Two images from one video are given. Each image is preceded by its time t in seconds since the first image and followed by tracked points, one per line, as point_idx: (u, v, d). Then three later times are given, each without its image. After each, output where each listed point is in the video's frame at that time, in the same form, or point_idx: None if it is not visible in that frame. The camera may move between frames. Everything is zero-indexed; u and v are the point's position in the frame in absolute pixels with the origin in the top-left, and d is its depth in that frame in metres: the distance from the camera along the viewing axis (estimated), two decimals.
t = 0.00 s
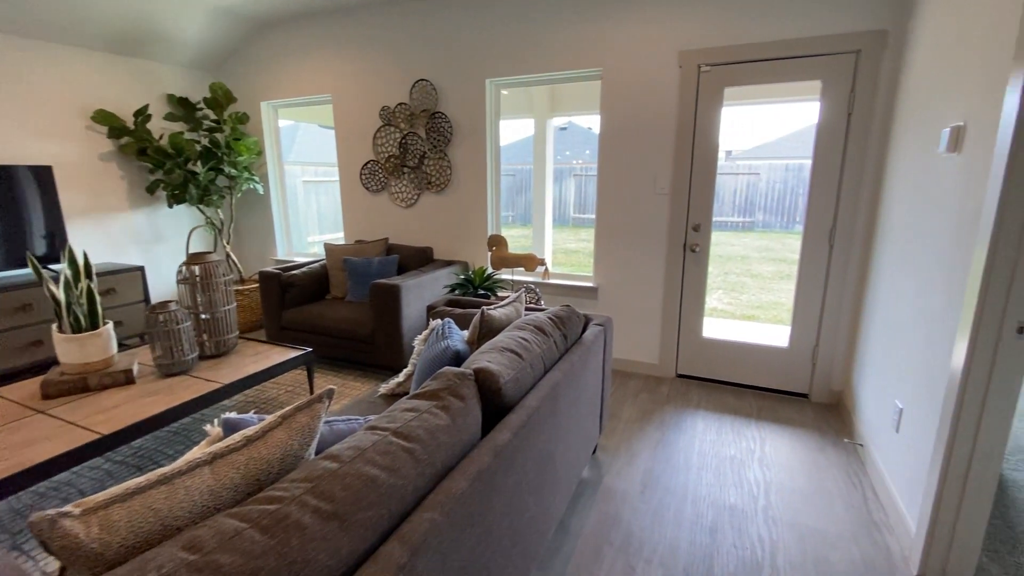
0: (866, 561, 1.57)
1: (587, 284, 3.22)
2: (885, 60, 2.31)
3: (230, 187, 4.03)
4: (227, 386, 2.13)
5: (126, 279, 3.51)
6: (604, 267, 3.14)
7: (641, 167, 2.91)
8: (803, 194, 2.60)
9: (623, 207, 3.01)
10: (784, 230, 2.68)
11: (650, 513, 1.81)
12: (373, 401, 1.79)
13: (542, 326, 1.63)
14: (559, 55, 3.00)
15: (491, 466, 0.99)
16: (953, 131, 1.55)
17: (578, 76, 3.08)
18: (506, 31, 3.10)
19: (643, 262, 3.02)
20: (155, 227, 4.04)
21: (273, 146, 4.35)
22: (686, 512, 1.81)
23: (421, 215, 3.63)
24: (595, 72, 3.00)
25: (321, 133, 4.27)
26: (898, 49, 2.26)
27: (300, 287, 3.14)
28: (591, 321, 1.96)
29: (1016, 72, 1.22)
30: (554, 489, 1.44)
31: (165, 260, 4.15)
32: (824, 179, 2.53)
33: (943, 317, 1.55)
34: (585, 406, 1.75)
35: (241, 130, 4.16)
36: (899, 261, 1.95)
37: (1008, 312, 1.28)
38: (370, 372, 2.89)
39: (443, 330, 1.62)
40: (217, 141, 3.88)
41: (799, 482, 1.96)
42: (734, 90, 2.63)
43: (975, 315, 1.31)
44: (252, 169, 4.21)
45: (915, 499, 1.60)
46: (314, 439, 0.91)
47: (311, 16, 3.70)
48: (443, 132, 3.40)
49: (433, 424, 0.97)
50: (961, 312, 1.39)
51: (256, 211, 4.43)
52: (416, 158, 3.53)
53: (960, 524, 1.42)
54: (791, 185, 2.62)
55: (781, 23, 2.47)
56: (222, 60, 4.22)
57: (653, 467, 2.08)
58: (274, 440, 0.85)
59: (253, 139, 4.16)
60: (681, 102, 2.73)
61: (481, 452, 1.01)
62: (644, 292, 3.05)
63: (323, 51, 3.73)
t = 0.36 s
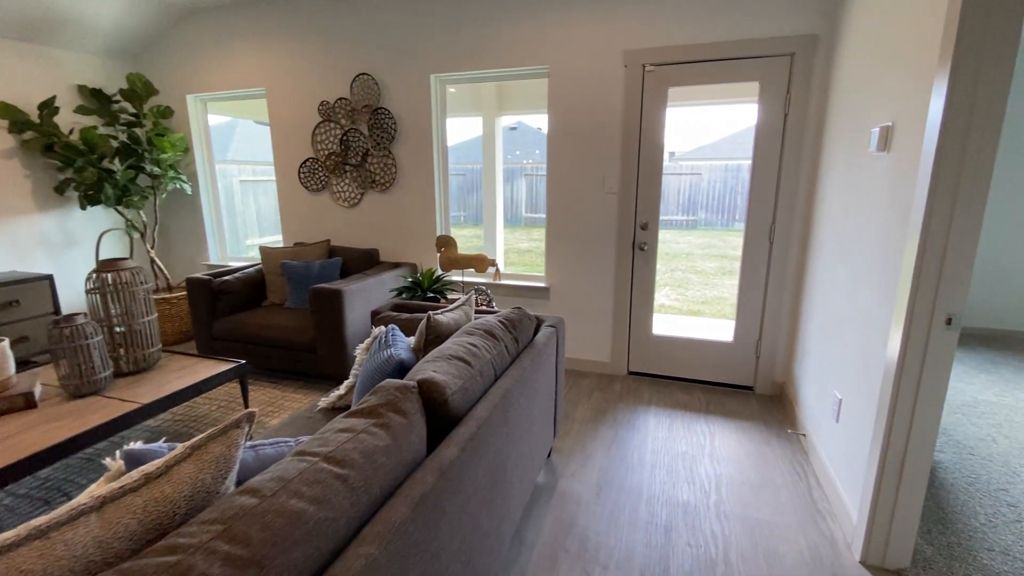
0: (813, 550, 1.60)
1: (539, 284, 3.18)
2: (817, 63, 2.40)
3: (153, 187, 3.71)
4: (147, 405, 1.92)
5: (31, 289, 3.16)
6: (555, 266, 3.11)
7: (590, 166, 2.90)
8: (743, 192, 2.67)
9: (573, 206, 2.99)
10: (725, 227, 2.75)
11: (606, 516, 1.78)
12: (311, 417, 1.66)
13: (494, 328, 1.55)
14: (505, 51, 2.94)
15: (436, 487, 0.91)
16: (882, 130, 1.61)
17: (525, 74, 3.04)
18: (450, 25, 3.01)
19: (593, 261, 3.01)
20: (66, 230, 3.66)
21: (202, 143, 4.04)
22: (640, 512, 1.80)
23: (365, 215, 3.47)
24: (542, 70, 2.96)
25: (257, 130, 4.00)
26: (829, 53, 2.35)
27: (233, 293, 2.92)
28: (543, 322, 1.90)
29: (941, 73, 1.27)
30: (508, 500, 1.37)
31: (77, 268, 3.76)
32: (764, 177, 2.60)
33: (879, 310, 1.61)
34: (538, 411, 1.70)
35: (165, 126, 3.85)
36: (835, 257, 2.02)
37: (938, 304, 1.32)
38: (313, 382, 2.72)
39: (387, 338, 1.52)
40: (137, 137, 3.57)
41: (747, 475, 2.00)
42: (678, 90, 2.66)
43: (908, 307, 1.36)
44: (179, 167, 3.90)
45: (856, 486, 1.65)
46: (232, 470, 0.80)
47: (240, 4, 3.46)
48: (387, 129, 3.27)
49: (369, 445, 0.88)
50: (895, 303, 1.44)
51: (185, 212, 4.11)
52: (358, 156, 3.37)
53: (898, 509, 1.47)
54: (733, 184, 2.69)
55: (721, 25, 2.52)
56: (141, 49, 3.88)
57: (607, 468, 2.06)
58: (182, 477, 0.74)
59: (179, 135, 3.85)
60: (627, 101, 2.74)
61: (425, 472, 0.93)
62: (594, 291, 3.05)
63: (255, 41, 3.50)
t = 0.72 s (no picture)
0: (770, 556, 1.58)
1: (490, 288, 3.07)
2: (760, 64, 2.42)
3: (58, 188, 3.33)
4: (40, 440, 1.67)
5: None
6: (506, 269, 3.00)
7: (539, 166, 2.82)
8: (691, 192, 2.67)
9: (523, 206, 2.89)
10: (672, 226, 2.74)
11: (563, 533, 1.69)
12: (233, 447, 1.47)
13: (440, 342, 1.42)
14: (449, 45, 2.80)
15: (365, 539, 0.78)
16: (828, 131, 1.61)
17: (470, 70, 2.92)
18: (389, 16, 2.85)
19: (546, 263, 2.93)
20: None
21: (116, 140, 3.67)
22: (597, 527, 1.72)
23: (303, 218, 3.25)
24: (487, 66, 2.86)
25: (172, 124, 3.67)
26: (771, 54, 2.37)
27: (153, 306, 2.64)
28: (494, 331, 1.79)
29: (886, 75, 1.25)
30: (456, 531, 1.25)
31: None
32: (712, 178, 2.61)
33: (828, 312, 1.60)
34: (490, 427, 1.58)
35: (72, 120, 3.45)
36: (783, 257, 2.03)
37: (887, 305, 1.31)
38: (246, 401, 2.50)
39: (319, 357, 1.36)
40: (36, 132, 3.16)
41: (703, 480, 1.97)
42: (627, 89, 2.62)
43: (858, 309, 1.34)
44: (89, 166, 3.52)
45: (809, 489, 1.64)
46: (100, 545, 0.64)
47: None
48: (325, 125, 3.06)
49: (281, 496, 0.74)
50: (844, 304, 1.43)
51: (99, 216, 3.73)
52: (294, 154, 3.15)
53: (851, 511, 1.46)
54: (680, 185, 2.68)
55: (666, 24, 2.50)
56: (40, 34, 3.47)
57: (563, 480, 1.97)
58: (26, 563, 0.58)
59: (88, 130, 3.48)
60: (576, 100, 2.68)
61: (352, 522, 0.79)
62: (547, 294, 2.97)
63: (173, 28, 3.20)
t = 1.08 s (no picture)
0: (735, 565, 1.54)
1: (445, 293, 2.94)
2: (714, 63, 2.41)
3: None
4: None
5: None
6: (461, 272, 2.88)
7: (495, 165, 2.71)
8: (646, 192, 2.64)
9: (479, 207, 2.78)
10: (627, 226, 2.69)
11: (525, 554, 1.60)
12: (148, 485, 1.29)
13: (386, 358, 1.29)
14: (397, 37, 2.66)
15: None
16: (784, 131, 1.59)
17: (420, 63, 2.78)
18: (331, 5, 2.66)
19: (503, 266, 2.83)
20: None
21: (21, 135, 3.29)
22: (561, 545, 1.64)
23: (241, 220, 3.01)
24: (438, 60, 2.73)
25: (79, 118, 3.31)
26: (724, 53, 2.37)
27: (65, 321, 2.37)
28: (448, 342, 1.67)
29: (843, 75, 1.22)
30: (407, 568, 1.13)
31: None
32: (668, 177, 2.58)
33: (787, 314, 1.58)
34: (446, 446, 1.46)
35: None
36: (740, 258, 2.01)
37: (847, 308, 1.29)
38: (177, 423, 2.28)
39: (246, 382, 1.20)
40: None
41: (667, 488, 1.92)
42: (581, 87, 2.56)
43: (819, 312, 1.31)
44: None
45: (772, 494, 1.62)
46: None
47: None
48: (262, 121, 2.84)
49: (179, 567, 0.61)
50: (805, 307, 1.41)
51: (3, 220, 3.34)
52: (228, 152, 2.91)
53: (815, 517, 1.44)
54: (635, 184, 2.65)
55: (620, 21, 2.45)
56: None
57: (524, 496, 1.88)
58: None
59: None
60: (530, 98, 2.59)
61: None
62: (504, 297, 2.87)
63: (85, 12, 2.88)
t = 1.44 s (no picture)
0: None
1: (402, 299, 2.77)
2: (676, 59, 2.37)
3: None
4: None
5: None
6: (418, 277, 2.72)
7: (453, 164, 2.57)
8: (605, 192, 2.58)
9: (437, 207, 2.63)
10: (586, 225, 2.62)
11: None
12: (43, 540, 1.08)
13: (333, 381, 1.13)
14: (345, 25, 2.47)
15: None
16: (753, 128, 1.53)
17: (370, 53, 2.60)
18: None
19: (463, 270, 2.69)
20: None
21: None
22: (532, 570, 1.52)
23: (172, 223, 2.73)
24: (389, 50, 2.55)
25: None
26: (687, 49, 2.33)
27: None
28: (406, 355, 1.52)
29: (819, 67, 1.17)
30: None
31: None
32: (632, 176, 2.52)
33: (758, 316, 1.53)
34: (406, 473, 1.31)
35: None
36: (708, 259, 1.96)
37: (825, 311, 1.24)
38: (95, 453, 2.02)
39: (163, 416, 1.02)
40: None
41: (639, 499, 1.85)
42: (541, 82, 2.46)
43: (797, 316, 1.26)
44: None
45: (748, 504, 1.56)
46: None
47: None
48: (193, 114, 2.59)
49: None
50: (781, 310, 1.35)
51: None
52: (153, 148, 2.63)
53: (793, 528, 1.39)
54: (595, 183, 2.57)
55: (579, 14, 2.37)
56: None
57: (491, 517, 1.75)
58: None
59: None
60: (488, 93, 2.47)
61: None
62: (464, 302, 2.73)
63: None
